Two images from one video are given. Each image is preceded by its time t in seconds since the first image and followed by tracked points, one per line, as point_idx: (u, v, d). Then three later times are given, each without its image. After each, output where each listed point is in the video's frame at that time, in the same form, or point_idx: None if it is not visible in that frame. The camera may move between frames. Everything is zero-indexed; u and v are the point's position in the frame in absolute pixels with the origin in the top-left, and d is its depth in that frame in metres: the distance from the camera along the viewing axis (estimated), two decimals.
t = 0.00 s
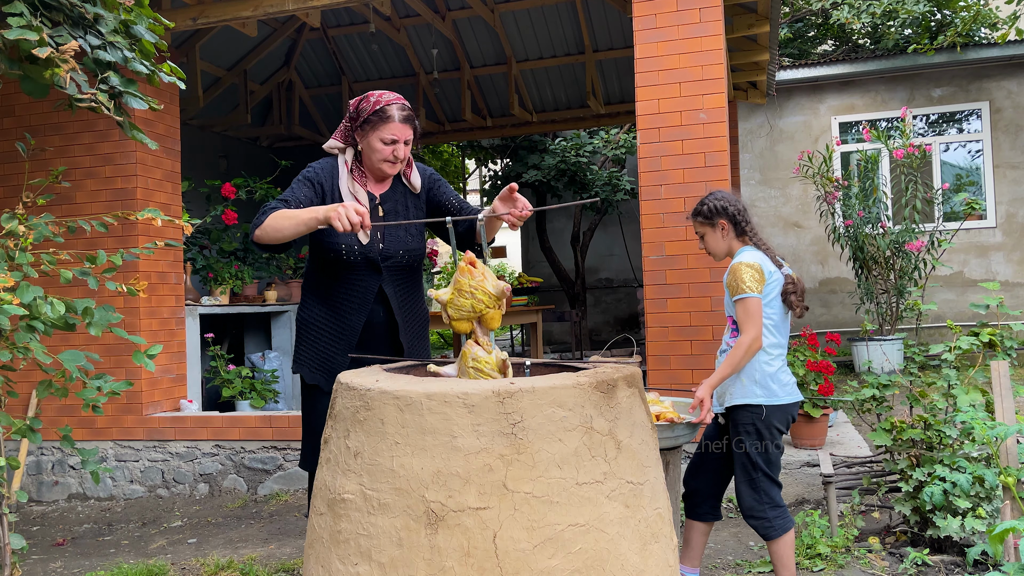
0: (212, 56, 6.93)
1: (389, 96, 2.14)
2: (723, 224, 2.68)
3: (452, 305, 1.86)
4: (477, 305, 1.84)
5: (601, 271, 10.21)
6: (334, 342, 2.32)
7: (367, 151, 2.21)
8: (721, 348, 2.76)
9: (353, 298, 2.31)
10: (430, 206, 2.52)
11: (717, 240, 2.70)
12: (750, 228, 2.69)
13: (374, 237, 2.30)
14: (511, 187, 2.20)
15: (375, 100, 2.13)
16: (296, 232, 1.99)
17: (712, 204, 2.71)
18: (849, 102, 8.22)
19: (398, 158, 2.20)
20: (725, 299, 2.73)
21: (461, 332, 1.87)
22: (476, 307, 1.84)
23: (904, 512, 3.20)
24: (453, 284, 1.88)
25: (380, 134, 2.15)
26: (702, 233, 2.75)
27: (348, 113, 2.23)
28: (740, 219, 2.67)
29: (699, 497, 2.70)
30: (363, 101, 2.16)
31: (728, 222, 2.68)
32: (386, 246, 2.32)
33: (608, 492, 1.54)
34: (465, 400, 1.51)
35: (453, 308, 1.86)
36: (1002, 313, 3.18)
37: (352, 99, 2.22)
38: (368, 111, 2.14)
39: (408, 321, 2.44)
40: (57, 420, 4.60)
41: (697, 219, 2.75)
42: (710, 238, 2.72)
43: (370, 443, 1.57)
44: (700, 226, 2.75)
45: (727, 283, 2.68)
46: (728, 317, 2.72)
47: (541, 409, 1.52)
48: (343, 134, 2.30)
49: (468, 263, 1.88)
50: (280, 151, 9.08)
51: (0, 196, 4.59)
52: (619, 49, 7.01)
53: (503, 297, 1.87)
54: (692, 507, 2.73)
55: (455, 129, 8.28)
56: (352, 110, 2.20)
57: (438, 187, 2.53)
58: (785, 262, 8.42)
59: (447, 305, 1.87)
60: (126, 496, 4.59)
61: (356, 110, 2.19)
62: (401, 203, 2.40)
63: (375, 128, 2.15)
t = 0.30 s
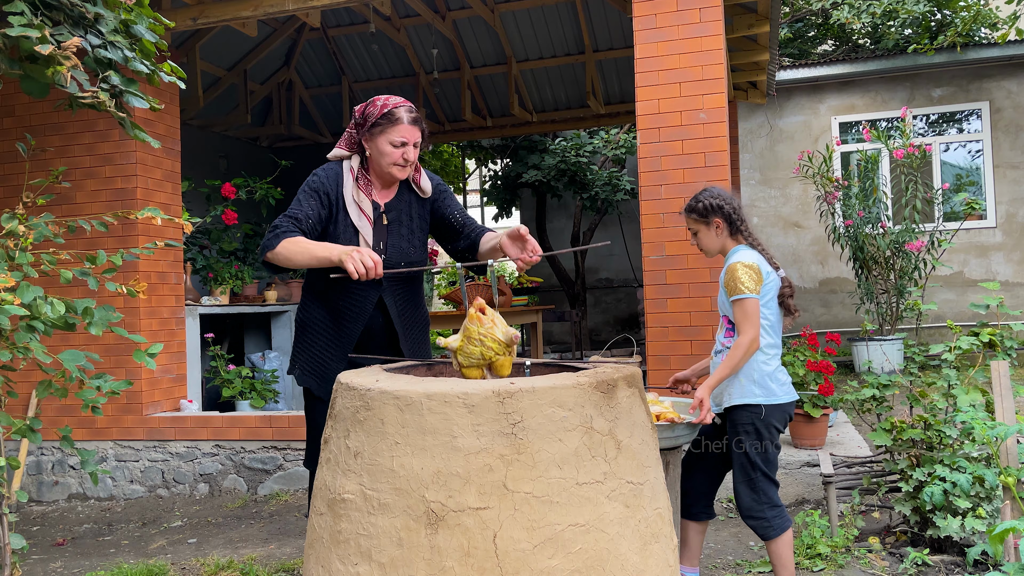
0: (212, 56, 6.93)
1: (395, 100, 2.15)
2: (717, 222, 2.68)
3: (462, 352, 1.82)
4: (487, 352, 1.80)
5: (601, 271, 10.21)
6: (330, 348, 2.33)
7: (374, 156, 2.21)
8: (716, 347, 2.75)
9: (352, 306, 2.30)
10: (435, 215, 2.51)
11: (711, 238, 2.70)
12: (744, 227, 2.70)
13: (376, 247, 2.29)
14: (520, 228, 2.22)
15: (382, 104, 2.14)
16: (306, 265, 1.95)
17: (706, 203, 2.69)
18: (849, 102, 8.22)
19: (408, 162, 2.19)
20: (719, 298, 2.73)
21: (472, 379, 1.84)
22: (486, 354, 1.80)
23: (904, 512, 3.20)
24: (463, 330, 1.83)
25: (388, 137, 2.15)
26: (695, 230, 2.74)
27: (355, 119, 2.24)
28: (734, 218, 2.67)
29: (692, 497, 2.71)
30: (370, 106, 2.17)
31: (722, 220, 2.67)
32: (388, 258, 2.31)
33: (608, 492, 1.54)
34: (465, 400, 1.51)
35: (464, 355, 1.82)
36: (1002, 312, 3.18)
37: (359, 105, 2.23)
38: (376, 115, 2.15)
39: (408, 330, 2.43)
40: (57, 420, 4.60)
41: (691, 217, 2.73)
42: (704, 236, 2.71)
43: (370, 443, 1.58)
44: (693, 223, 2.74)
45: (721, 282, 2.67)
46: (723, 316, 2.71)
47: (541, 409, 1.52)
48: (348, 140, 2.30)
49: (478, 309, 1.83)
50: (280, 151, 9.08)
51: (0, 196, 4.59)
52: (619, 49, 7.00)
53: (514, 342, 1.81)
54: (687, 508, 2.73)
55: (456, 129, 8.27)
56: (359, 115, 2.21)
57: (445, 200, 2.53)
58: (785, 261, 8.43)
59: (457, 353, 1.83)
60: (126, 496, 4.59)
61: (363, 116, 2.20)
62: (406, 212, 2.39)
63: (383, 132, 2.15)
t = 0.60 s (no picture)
0: (212, 56, 6.93)
1: (408, 114, 2.13)
2: (701, 223, 2.66)
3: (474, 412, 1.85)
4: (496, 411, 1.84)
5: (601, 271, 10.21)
6: (323, 355, 2.35)
7: (385, 170, 2.17)
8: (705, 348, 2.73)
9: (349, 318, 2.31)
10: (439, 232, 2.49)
11: (696, 240, 2.68)
12: (728, 227, 2.69)
13: (380, 263, 2.28)
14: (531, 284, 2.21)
15: (395, 118, 2.12)
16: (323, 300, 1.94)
17: (689, 204, 2.68)
18: (849, 102, 8.22)
19: (420, 177, 2.17)
20: (706, 299, 2.71)
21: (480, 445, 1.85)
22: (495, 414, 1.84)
23: (904, 512, 3.20)
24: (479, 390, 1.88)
25: (401, 152, 2.12)
26: (678, 231, 2.72)
27: (364, 132, 2.20)
28: (718, 219, 2.67)
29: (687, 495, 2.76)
30: (382, 119, 2.14)
31: (706, 222, 2.66)
32: (389, 275, 2.30)
33: (607, 492, 1.53)
34: (465, 400, 1.52)
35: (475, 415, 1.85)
36: (1002, 312, 3.18)
37: (368, 118, 2.19)
38: (388, 129, 2.12)
39: (405, 342, 2.43)
40: (57, 419, 4.60)
41: (674, 219, 2.70)
42: (687, 238, 2.70)
43: (370, 443, 1.58)
44: (676, 224, 2.71)
45: (709, 282, 2.65)
46: (712, 316, 2.69)
47: (541, 409, 1.52)
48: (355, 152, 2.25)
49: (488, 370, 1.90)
50: (280, 151, 9.08)
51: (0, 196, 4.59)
52: (619, 49, 7.00)
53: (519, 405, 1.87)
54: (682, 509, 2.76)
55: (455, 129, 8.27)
56: (369, 128, 2.17)
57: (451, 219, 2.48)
58: (786, 261, 8.43)
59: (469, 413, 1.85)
60: (126, 496, 4.59)
61: (374, 128, 2.17)
62: (410, 228, 2.36)
63: (396, 147, 2.12)
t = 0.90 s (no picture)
0: (213, 56, 6.94)
1: (422, 129, 2.10)
2: (689, 223, 2.65)
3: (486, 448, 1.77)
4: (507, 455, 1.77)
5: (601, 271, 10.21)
6: (319, 358, 2.35)
7: (396, 184, 2.14)
8: (699, 348, 2.72)
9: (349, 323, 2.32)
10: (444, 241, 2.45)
11: (684, 239, 2.67)
12: (714, 223, 2.68)
13: (384, 276, 2.27)
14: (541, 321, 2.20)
15: (409, 133, 2.09)
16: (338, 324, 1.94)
17: (677, 204, 2.66)
18: (849, 101, 8.22)
19: (430, 193, 2.15)
20: (698, 299, 2.70)
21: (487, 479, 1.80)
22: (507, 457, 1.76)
23: (904, 512, 3.20)
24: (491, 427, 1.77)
25: (414, 168, 2.10)
26: (667, 232, 2.70)
27: (376, 143, 2.17)
28: (704, 217, 2.65)
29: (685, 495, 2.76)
30: (395, 134, 2.11)
31: (693, 221, 2.64)
32: (391, 288, 2.31)
33: (608, 492, 1.53)
34: (465, 400, 1.52)
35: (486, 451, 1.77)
36: (1002, 313, 3.18)
37: (380, 129, 2.16)
38: (401, 144, 2.09)
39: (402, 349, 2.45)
40: (57, 419, 4.60)
41: (662, 220, 2.69)
42: (676, 238, 2.69)
43: (370, 443, 1.58)
44: (664, 225, 2.70)
45: (702, 282, 2.64)
46: (704, 315, 2.68)
47: (541, 409, 1.52)
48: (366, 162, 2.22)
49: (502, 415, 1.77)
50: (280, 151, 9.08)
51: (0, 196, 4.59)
52: (619, 49, 7.00)
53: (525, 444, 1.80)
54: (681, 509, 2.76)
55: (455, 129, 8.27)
56: (381, 140, 2.14)
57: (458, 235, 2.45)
58: (786, 261, 8.43)
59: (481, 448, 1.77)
60: (126, 496, 4.59)
61: (387, 141, 2.14)
62: (415, 241, 2.36)
63: (409, 162, 2.10)
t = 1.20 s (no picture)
0: (212, 56, 6.94)
1: (433, 138, 2.10)
2: (683, 224, 2.64)
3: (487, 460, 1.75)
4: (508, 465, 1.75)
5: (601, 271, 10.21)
6: (319, 359, 2.35)
7: (405, 192, 2.14)
8: (694, 348, 2.72)
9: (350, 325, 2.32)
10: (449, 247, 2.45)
11: (680, 240, 2.66)
12: (708, 222, 2.67)
13: (388, 282, 2.27)
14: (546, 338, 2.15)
15: (421, 141, 2.08)
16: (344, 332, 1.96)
17: (671, 205, 2.65)
18: (849, 101, 8.22)
19: (439, 202, 2.15)
20: (694, 299, 2.69)
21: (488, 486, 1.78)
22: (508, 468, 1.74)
23: (904, 512, 3.20)
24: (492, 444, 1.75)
25: (424, 176, 2.09)
26: (663, 234, 2.70)
27: (385, 149, 2.16)
28: (698, 216, 2.64)
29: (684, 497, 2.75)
30: (406, 141, 2.11)
31: (687, 221, 2.64)
32: (394, 293, 2.31)
33: (607, 492, 1.53)
34: (465, 400, 1.52)
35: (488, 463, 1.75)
36: (1002, 312, 3.18)
37: (390, 135, 2.15)
38: (412, 152, 2.09)
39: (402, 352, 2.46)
40: (57, 419, 4.60)
41: (656, 222, 2.68)
42: (672, 240, 2.68)
43: (370, 443, 1.58)
44: (659, 227, 2.69)
45: (699, 282, 2.64)
46: (700, 315, 2.67)
47: (542, 409, 1.52)
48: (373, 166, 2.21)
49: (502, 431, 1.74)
50: (280, 151, 9.08)
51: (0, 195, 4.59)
52: (619, 49, 6.99)
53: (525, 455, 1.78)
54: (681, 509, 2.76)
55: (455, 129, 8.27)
56: (391, 147, 2.13)
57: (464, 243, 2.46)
58: (786, 261, 8.43)
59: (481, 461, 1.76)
60: (126, 496, 4.59)
61: (396, 148, 2.13)
62: (421, 248, 2.35)
63: (419, 170, 2.09)
